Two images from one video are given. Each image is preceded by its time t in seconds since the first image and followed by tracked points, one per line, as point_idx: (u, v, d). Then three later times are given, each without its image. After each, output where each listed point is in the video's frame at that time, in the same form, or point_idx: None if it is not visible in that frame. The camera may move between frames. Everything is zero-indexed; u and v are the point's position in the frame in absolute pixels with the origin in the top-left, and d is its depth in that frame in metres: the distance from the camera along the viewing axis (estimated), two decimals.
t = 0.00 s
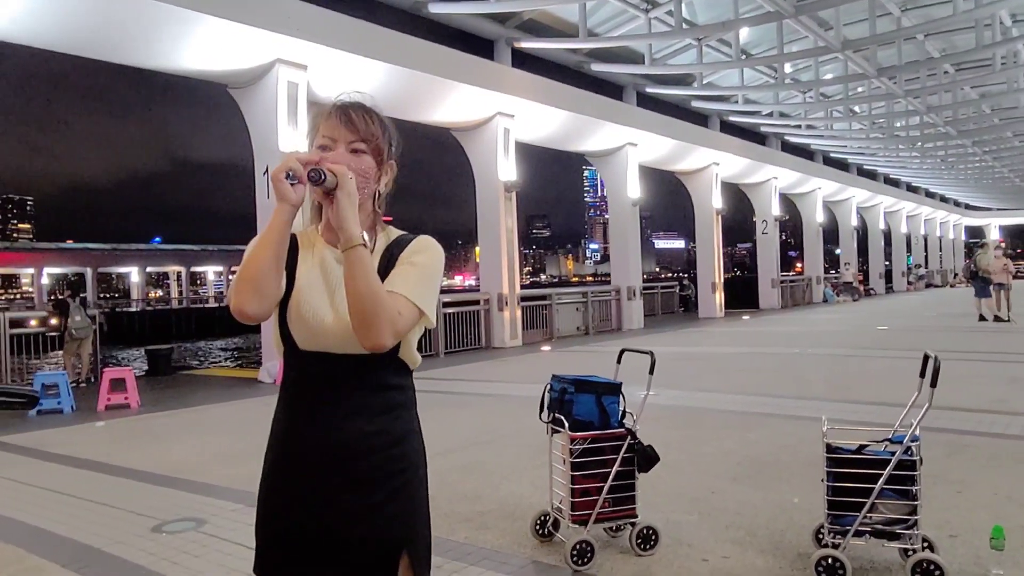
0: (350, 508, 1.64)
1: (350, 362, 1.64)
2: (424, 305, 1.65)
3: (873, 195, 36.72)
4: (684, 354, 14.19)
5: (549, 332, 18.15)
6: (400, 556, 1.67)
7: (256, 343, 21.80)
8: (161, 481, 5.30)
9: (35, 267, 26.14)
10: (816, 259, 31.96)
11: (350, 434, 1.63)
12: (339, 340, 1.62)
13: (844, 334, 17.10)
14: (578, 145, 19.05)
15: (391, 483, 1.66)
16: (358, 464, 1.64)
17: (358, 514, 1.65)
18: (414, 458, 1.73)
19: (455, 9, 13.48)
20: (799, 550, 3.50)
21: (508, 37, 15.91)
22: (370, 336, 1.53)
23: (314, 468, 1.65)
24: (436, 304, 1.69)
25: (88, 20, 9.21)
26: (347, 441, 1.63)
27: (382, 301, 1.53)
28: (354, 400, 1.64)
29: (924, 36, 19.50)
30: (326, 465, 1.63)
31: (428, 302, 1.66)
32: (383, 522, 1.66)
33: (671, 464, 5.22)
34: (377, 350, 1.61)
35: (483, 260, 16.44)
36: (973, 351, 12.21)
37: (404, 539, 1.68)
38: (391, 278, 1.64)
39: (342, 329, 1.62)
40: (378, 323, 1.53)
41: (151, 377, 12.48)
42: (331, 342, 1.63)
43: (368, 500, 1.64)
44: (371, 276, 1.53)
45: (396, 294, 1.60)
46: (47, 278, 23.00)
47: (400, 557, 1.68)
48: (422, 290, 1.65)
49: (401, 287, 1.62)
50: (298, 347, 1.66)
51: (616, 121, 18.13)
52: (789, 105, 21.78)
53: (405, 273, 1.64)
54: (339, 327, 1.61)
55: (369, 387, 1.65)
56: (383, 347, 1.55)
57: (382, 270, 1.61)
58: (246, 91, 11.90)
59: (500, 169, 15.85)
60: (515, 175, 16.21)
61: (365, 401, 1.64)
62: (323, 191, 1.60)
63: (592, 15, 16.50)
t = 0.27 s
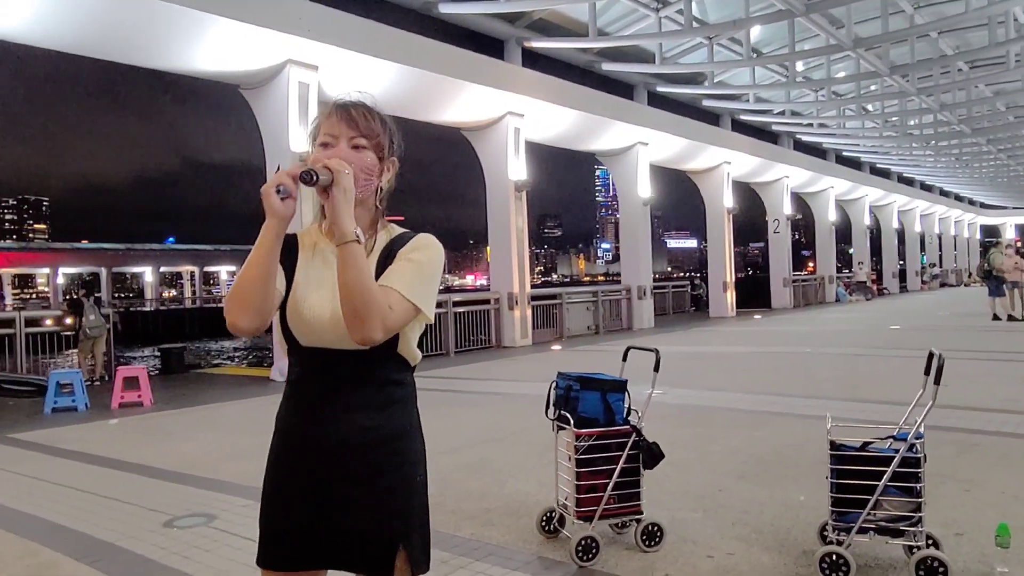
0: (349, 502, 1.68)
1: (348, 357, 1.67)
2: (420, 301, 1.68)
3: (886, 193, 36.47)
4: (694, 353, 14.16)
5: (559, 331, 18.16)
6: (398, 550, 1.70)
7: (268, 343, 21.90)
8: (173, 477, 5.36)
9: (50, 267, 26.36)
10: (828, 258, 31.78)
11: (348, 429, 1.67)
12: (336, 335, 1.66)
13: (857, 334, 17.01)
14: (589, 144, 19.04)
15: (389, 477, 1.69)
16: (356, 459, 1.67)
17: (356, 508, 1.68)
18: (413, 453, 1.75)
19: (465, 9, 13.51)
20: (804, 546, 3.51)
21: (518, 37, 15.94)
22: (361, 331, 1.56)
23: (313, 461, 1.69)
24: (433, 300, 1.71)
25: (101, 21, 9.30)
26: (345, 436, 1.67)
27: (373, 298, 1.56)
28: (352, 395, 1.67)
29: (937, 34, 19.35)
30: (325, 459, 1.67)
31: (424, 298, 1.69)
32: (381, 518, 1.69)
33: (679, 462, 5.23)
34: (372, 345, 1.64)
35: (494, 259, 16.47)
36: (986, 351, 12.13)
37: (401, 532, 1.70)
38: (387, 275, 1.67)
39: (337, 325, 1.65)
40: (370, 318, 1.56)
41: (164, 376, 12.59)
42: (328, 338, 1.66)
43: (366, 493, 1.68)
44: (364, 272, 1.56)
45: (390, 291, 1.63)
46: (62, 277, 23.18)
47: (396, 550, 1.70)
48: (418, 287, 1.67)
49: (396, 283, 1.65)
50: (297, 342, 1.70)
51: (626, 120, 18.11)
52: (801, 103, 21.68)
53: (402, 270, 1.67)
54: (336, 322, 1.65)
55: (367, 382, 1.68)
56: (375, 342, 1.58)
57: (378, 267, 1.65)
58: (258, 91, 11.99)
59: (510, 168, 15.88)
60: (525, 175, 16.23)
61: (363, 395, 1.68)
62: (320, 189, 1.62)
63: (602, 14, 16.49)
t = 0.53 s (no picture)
0: (340, 492, 1.73)
1: (337, 349, 1.73)
2: (405, 291, 1.72)
3: (898, 192, 36.23)
4: (703, 352, 14.15)
5: (568, 330, 18.17)
6: (385, 539, 1.74)
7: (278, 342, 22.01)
8: (183, 473, 5.43)
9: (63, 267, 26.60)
10: (839, 257, 31.62)
11: (339, 420, 1.72)
12: (324, 327, 1.70)
13: (868, 333, 16.92)
14: (598, 143, 19.04)
15: (377, 468, 1.74)
16: (345, 449, 1.72)
17: (347, 498, 1.73)
18: (401, 444, 1.80)
19: (474, 9, 13.55)
20: (807, 543, 3.53)
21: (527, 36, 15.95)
22: (346, 320, 1.59)
23: (306, 453, 1.74)
24: (418, 291, 1.75)
25: (112, 23, 9.39)
26: (336, 427, 1.72)
27: (358, 287, 1.59)
28: (341, 387, 1.73)
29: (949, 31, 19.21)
30: (317, 450, 1.73)
31: (407, 288, 1.72)
32: (370, 507, 1.74)
33: (684, 460, 5.25)
34: (358, 335, 1.68)
35: (502, 258, 16.50)
36: (998, 350, 12.05)
37: (389, 519, 1.75)
38: (370, 266, 1.71)
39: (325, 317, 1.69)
40: (355, 307, 1.59)
41: (175, 374, 12.69)
42: (315, 329, 1.71)
43: (356, 483, 1.73)
44: (349, 262, 1.59)
45: (374, 280, 1.67)
46: (75, 276, 23.35)
47: (383, 538, 1.75)
48: (401, 278, 1.71)
49: (381, 273, 1.69)
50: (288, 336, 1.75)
51: (636, 119, 18.09)
52: (812, 102, 21.60)
53: (385, 261, 1.71)
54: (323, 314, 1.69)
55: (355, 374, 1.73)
56: (360, 331, 1.62)
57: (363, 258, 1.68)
58: (269, 91, 12.07)
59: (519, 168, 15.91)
60: (534, 174, 16.25)
61: (351, 387, 1.73)
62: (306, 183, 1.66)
63: (611, 13, 16.49)
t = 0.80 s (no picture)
0: (326, 484, 1.76)
1: (318, 345, 1.75)
2: (379, 285, 1.75)
3: (910, 190, 36.01)
4: (713, 351, 14.13)
5: (577, 329, 18.16)
6: (369, 528, 1.78)
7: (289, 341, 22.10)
8: (192, 469, 5.48)
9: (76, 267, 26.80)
10: (850, 256, 31.47)
11: (321, 415, 1.75)
12: (304, 323, 1.73)
13: (879, 332, 16.84)
14: (606, 142, 19.03)
15: (360, 460, 1.77)
16: (329, 443, 1.76)
17: (332, 489, 1.77)
18: (385, 435, 1.82)
19: (482, 8, 13.57)
20: (811, 540, 3.53)
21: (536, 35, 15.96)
22: (324, 314, 1.61)
23: (292, 446, 1.78)
24: (390, 283, 1.78)
25: (122, 23, 9.46)
26: (319, 421, 1.75)
27: (336, 279, 1.62)
28: (323, 382, 1.76)
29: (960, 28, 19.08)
30: (302, 443, 1.76)
31: (382, 282, 1.75)
32: (354, 499, 1.77)
33: (690, 457, 5.25)
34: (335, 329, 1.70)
35: (511, 257, 16.51)
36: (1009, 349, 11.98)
37: (373, 507, 1.78)
38: (346, 260, 1.73)
39: (304, 312, 1.72)
40: (333, 299, 1.61)
41: (186, 372, 12.78)
42: (292, 325, 1.74)
43: (340, 475, 1.76)
44: (328, 254, 1.62)
45: (351, 274, 1.69)
46: (88, 275, 23.52)
47: (369, 525, 1.78)
48: (376, 270, 1.74)
49: (357, 267, 1.71)
50: (269, 334, 1.77)
51: (645, 117, 18.06)
52: (822, 100, 21.51)
53: (359, 254, 1.74)
54: (302, 309, 1.72)
55: (336, 369, 1.76)
56: (338, 325, 1.64)
57: (338, 252, 1.71)
58: (278, 90, 12.13)
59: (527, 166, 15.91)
60: (542, 173, 16.25)
61: (333, 381, 1.75)
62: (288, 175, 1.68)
63: (619, 12, 16.47)
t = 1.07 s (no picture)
0: (323, 483, 1.78)
1: (308, 347, 1.76)
2: (364, 286, 1.76)
3: (922, 189, 35.77)
4: (722, 351, 14.09)
5: (586, 328, 18.14)
6: (370, 521, 1.79)
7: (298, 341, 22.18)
8: (201, 467, 5.51)
9: (88, 266, 27.05)
10: (861, 255, 31.29)
11: (315, 415, 1.76)
12: (291, 327, 1.73)
13: (890, 331, 16.74)
14: (616, 141, 19.00)
15: (356, 457, 1.78)
16: (324, 443, 1.77)
17: (330, 487, 1.78)
18: (381, 430, 1.83)
19: (491, 7, 13.57)
20: (818, 539, 3.52)
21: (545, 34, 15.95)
22: (311, 317, 1.62)
23: (289, 445, 1.79)
24: (374, 284, 1.79)
25: (132, 24, 9.52)
26: (313, 421, 1.76)
27: (322, 281, 1.62)
28: (316, 382, 1.76)
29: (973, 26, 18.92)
30: (298, 444, 1.77)
31: (366, 282, 1.76)
32: (353, 494, 1.78)
33: (697, 456, 5.24)
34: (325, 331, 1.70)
35: (520, 257, 16.52)
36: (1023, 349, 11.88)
37: (371, 501, 1.79)
38: (330, 261, 1.74)
39: (291, 315, 1.73)
40: (320, 302, 1.62)
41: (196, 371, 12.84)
42: (279, 330, 1.74)
43: (337, 473, 1.77)
44: (313, 255, 1.62)
45: (336, 276, 1.70)
46: (100, 275, 23.68)
47: (368, 519, 1.79)
48: (361, 272, 1.75)
49: (341, 269, 1.72)
50: (257, 337, 1.78)
51: (654, 116, 18.02)
52: (832, 98, 21.40)
53: (343, 256, 1.74)
54: (288, 312, 1.73)
55: (329, 369, 1.77)
56: (327, 328, 1.64)
57: (323, 253, 1.71)
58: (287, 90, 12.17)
59: (536, 166, 15.88)
60: (551, 172, 16.23)
61: (325, 380, 1.77)
62: (272, 175, 1.69)
63: (628, 11, 16.45)
